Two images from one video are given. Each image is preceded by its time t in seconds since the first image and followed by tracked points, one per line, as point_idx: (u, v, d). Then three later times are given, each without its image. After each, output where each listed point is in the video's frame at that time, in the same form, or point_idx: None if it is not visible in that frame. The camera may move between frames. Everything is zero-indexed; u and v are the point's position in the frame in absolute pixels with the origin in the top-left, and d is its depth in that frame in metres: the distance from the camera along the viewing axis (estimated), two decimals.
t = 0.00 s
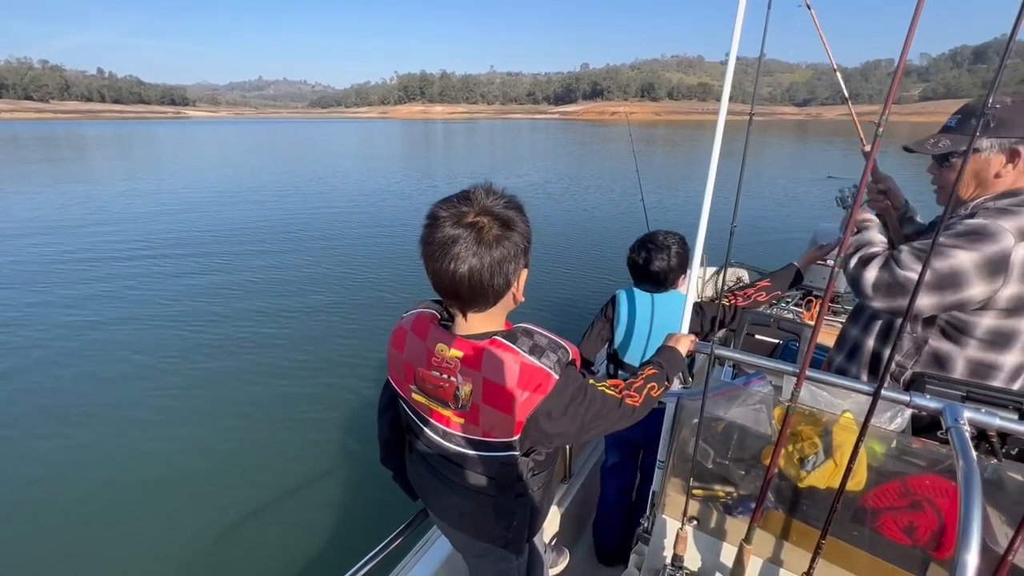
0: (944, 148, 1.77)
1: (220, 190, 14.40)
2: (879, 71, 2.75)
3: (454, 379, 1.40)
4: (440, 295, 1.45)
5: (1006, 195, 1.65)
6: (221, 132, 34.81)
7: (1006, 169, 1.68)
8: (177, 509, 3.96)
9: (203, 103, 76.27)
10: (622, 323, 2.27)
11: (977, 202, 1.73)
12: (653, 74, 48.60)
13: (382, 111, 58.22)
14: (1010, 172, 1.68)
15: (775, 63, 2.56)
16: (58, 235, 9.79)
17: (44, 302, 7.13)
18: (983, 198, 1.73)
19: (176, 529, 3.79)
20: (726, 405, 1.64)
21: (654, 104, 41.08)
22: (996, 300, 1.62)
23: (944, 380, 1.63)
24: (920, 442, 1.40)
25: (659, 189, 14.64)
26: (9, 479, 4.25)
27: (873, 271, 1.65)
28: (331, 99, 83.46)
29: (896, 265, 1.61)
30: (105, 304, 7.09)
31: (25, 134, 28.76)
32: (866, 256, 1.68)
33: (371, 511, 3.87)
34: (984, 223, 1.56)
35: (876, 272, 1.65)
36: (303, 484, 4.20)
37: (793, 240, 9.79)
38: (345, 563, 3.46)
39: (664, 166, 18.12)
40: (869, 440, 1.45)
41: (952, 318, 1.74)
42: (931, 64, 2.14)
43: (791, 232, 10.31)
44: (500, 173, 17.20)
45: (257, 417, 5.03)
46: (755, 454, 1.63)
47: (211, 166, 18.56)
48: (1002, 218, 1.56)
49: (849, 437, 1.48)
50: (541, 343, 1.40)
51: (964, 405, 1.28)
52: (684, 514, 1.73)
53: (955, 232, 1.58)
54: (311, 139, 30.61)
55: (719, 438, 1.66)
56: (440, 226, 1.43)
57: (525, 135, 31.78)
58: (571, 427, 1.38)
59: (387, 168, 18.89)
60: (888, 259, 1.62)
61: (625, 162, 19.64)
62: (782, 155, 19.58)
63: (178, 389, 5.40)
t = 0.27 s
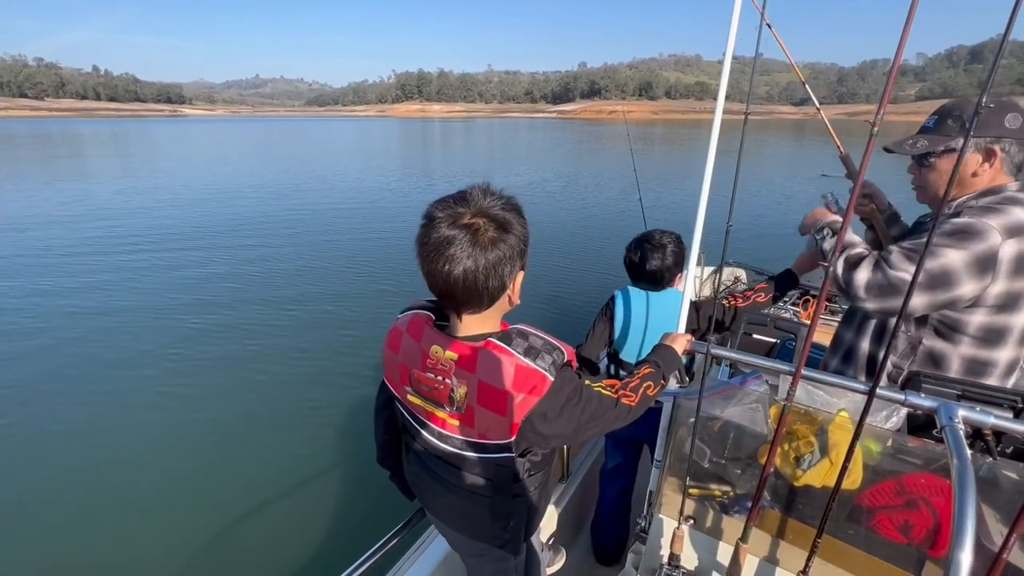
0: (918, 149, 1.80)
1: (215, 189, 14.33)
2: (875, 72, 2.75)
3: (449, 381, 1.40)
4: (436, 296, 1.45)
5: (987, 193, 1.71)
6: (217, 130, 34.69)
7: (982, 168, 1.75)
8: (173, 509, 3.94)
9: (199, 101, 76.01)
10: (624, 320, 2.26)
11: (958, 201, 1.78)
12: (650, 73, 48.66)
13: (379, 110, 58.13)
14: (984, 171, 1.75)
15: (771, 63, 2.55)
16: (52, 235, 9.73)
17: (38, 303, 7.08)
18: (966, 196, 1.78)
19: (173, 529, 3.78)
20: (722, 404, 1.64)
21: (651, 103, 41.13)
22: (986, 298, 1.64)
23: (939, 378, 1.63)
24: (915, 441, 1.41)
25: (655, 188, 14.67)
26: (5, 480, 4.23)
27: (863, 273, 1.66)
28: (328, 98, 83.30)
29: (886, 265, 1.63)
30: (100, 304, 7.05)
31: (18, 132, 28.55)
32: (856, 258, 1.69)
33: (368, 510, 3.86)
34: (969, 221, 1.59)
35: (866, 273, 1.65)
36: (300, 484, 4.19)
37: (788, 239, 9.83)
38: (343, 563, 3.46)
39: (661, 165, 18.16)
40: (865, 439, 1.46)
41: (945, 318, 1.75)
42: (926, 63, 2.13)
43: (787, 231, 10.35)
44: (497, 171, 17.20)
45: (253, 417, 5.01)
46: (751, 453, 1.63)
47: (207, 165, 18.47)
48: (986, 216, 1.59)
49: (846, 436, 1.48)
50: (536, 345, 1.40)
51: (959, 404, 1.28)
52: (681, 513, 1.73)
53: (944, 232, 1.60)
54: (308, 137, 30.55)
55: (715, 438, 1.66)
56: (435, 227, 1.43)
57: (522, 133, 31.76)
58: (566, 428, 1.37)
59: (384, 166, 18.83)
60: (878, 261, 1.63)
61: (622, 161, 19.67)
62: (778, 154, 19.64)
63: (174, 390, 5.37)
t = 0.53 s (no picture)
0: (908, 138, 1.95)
1: (213, 187, 14.26)
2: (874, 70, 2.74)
3: (446, 380, 1.39)
4: (431, 296, 1.45)
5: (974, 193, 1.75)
6: (214, 128, 34.53)
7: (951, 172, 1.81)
8: (170, 509, 3.92)
9: (196, 99, 75.63)
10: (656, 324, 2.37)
11: (947, 201, 1.82)
12: (648, 71, 48.59)
13: (377, 108, 57.95)
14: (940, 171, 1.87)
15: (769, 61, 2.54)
16: (48, 233, 9.66)
17: (35, 301, 7.03)
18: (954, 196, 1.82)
19: (169, 528, 3.76)
20: (720, 404, 1.64)
21: (650, 102, 41.07)
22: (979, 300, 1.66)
23: (938, 378, 1.64)
24: (913, 440, 1.41)
25: (654, 187, 14.65)
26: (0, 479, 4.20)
27: (861, 285, 1.66)
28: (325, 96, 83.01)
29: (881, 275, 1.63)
30: (97, 303, 7.00)
31: (15, 129, 28.41)
32: (851, 269, 1.69)
33: (366, 510, 3.85)
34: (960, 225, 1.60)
35: (864, 285, 1.66)
36: (298, 483, 4.18)
37: (787, 239, 9.82)
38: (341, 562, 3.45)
39: (660, 164, 18.15)
40: (863, 438, 1.46)
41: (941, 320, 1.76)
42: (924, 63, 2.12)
43: (787, 230, 10.34)
44: (496, 170, 17.16)
45: (251, 416, 4.99)
46: (749, 452, 1.63)
47: (204, 163, 18.39)
48: (976, 219, 1.62)
49: (843, 435, 1.48)
50: (532, 344, 1.39)
51: (956, 403, 1.28)
52: (679, 513, 1.72)
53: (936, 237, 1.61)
54: (305, 135, 30.43)
55: (713, 437, 1.66)
56: (431, 226, 1.43)
57: (520, 132, 31.70)
58: (564, 427, 1.37)
59: (382, 165, 18.76)
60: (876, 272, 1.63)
61: (621, 160, 19.64)
62: (777, 154, 19.64)
63: (171, 389, 5.34)
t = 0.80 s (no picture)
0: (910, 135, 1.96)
1: (210, 185, 14.19)
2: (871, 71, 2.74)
3: (447, 378, 1.39)
4: (431, 295, 1.45)
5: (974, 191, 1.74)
6: (213, 126, 34.43)
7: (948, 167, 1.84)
8: (169, 508, 3.92)
9: (194, 96, 75.40)
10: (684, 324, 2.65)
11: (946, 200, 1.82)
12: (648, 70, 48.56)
13: (375, 106, 57.82)
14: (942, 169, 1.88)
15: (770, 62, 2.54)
16: (45, 232, 9.61)
17: (31, 300, 6.98)
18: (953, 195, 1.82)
19: (168, 527, 3.75)
20: (722, 403, 1.64)
21: (650, 101, 41.03)
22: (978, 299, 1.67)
23: (939, 376, 1.63)
24: (914, 439, 1.41)
25: (654, 186, 14.64)
26: None
27: (863, 290, 1.67)
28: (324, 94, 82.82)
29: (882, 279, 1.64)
30: (94, 302, 6.96)
31: (11, 127, 28.27)
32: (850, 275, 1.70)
33: (365, 509, 3.85)
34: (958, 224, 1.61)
35: (866, 290, 1.66)
36: (297, 482, 4.18)
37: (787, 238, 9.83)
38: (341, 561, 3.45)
39: (660, 163, 18.15)
40: (864, 437, 1.46)
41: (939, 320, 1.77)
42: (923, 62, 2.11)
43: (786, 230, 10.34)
44: (495, 169, 17.14)
45: (250, 416, 4.97)
46: (750, 452, 1.63)
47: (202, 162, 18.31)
48: (975, 217, 1.62)
49: (845, 435, 1.48)
50: (533, 342, 1.39)
51: (957, 402, 1.29)
52: (681, 513, 1.72)
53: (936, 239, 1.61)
54: (304, 133, 30.34)
55: (715, 437, 1.66)
56: (429, 226, 1.43)
57: (520, 131, 31.67)
58: (564, 426, 1.37)
59: (380, 163, 18.71)
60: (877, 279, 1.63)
61: (621, 159, 19.63)
62: (777, 153, 19.65)
63: (170, 387, 5.33)
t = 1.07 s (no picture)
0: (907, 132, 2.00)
1: (209, 183, 14.14)
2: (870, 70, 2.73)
3: (450, 371, 1.38)
4: (433, 289, 1.44)
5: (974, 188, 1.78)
6: (212, 124, 34.38)
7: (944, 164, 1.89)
8: (169, 506, 3.91)
9: (192, 94, 75.27)
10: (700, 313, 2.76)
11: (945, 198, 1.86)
12: (648, 69, 48.49)
13: (375, 104, 57.73)
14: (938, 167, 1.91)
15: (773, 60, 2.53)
16: (45, 229, 9.59)
17: (28, 298, 6.95)
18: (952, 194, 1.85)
19: (168, 525, 3.74)
20: (726, 401, 1.64)
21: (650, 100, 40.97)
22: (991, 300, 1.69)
23: (943, 376, 1.63)
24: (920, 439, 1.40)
25: (655, 185, 14.63)
26: None
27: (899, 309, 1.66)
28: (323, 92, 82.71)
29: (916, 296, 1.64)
30: (93, 300, 6.93)
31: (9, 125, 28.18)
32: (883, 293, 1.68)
33: (365, 508, 3.83)
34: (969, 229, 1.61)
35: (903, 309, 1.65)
36: (297, 480, 4.17)
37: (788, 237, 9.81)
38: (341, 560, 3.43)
39: (661, 162, 18.12)
40: (870, 436, 1.46)
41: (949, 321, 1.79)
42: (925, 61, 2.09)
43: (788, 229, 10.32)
44: (496, 167, 17.11)
45: (249, 414, 4.96)
46: (754, 450, 1.62)
47: (201, 159, 18.26)
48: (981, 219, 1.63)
49: (850, 434, 1.48)
50: (535, 335, 1.38)
51: (965, 402, 1.28)
52: (684, 510, 1.72)
53: (949, 244, 1.62)
54: (303, 132, 30.29)
55: (719, 435, 1.65)
56: (429, 220, 1.43)
57: (520, 129, 31.62)
58: (567, 420, 1.36)
59: (381, 162, 18.67)
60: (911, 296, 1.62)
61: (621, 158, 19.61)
62: (777, 153, 19.63)
63: (170, 385, 5.32)
